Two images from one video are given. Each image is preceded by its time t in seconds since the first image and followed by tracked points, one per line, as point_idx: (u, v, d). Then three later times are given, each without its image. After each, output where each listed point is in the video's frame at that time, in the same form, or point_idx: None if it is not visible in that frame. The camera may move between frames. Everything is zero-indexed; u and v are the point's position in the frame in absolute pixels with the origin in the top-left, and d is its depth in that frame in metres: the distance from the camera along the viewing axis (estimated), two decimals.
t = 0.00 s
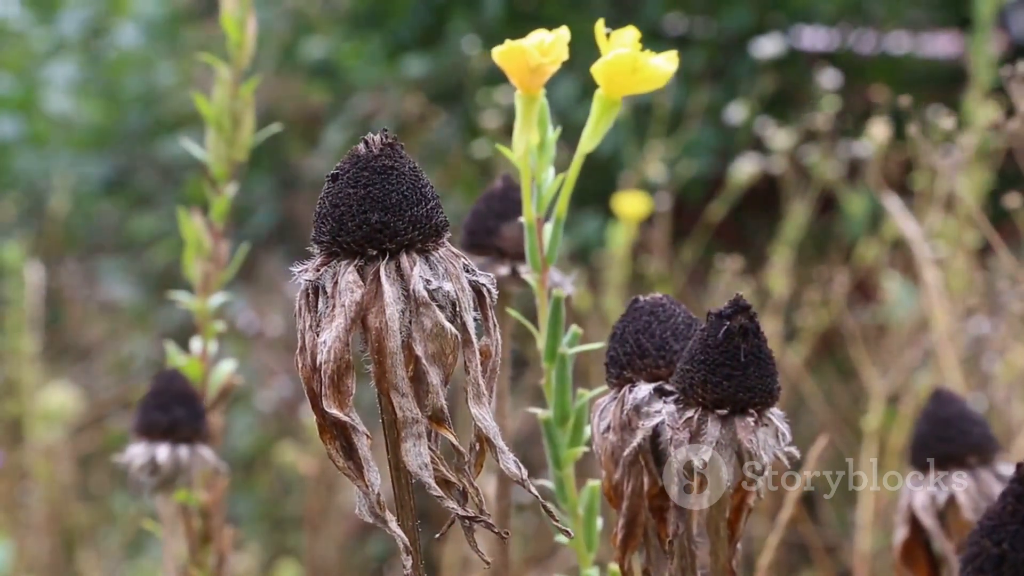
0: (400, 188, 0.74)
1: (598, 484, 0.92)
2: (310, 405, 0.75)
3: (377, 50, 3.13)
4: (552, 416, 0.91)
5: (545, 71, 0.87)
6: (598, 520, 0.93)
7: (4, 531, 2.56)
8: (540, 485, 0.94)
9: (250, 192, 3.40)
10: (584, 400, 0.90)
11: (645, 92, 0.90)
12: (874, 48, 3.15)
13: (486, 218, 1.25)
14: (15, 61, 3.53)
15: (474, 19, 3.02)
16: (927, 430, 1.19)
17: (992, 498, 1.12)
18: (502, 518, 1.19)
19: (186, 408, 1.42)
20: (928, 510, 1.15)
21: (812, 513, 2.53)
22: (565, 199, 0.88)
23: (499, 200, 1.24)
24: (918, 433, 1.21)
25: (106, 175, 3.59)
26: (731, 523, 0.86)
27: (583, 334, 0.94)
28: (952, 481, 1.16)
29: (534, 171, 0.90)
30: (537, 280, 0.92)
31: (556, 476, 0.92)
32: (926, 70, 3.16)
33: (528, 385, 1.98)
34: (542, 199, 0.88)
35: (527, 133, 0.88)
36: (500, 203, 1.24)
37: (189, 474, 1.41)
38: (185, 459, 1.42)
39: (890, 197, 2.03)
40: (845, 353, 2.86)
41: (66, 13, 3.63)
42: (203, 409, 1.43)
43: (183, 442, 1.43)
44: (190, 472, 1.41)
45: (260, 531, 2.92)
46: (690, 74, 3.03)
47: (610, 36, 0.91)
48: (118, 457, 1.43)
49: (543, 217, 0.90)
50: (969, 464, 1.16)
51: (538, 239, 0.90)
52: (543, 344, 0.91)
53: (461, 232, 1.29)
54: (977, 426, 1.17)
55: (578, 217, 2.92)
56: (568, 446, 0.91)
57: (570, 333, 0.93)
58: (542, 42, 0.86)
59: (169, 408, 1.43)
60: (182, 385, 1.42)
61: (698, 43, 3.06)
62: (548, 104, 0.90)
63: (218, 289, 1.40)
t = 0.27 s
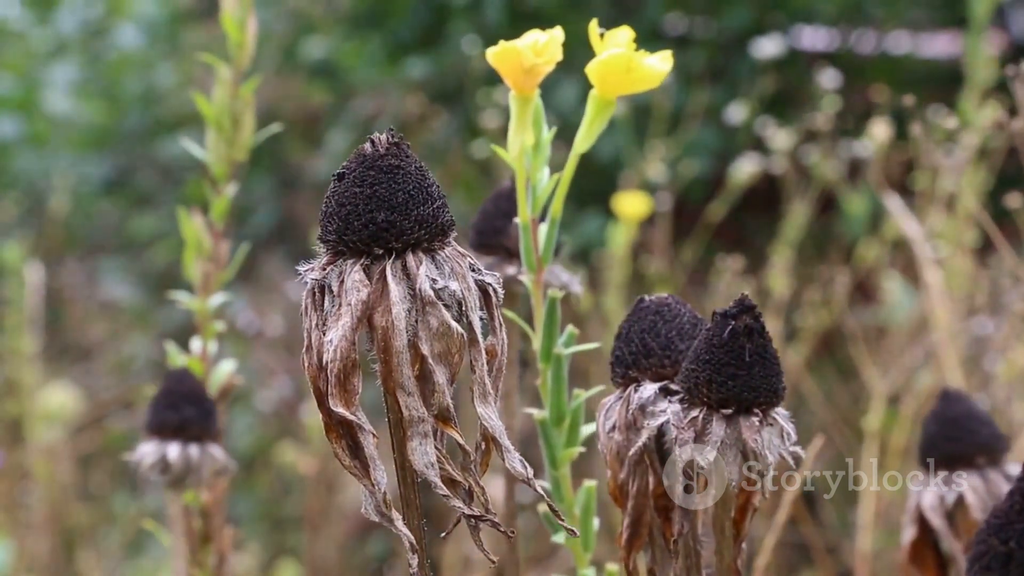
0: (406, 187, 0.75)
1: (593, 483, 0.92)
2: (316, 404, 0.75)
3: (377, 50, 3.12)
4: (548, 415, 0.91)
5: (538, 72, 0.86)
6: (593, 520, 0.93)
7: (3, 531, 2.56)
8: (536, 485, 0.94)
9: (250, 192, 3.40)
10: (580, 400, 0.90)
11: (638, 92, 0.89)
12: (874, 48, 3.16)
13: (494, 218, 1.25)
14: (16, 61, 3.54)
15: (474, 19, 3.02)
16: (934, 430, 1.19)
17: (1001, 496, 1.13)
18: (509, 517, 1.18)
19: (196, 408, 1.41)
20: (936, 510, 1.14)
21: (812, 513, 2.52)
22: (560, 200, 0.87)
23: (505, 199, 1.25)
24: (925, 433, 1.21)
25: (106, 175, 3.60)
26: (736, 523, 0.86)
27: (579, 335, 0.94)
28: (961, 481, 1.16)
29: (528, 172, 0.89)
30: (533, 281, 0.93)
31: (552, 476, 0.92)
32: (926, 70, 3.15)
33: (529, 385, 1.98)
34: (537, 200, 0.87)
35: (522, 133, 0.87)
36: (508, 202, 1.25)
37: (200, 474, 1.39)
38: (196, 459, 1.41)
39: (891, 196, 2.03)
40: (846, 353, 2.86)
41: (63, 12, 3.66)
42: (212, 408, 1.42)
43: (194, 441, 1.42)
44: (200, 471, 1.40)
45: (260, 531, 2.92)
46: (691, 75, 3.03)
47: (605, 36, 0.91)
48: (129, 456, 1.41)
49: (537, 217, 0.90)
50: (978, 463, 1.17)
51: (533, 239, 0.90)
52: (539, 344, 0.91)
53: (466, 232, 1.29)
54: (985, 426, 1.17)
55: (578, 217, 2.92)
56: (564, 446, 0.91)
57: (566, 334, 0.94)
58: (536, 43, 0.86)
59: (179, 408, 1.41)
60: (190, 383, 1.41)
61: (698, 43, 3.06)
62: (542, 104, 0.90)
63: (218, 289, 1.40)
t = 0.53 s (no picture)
0: (408, 187, 0.75)
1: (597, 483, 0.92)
2: (318, 403, 0.75)
3: (377, 51, 3.11)
4: (550, 415, 0.91)
5: (540, 70, 0.86)
6: (596, 519, 0.94)
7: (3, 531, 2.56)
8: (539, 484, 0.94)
9: (250, 192, 3.40)
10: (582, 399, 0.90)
11: (640, 90, 0.89)
12: (874, 48, 3.17)
13: (493, 218, 1.25)
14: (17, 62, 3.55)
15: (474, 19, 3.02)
16: (931, 430, 1.19)
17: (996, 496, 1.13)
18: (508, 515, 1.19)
19: (194, 408, 1.40)
20: (932, 509, 1.14)
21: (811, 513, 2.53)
22: (562, 199, 0.88)
23: (505, 200, 1.25)
24: (922, 433, 1.21)
25: (106, 175, 3.57)
26: (736, 522, 0.86)
27: (581, 333, 0.94)
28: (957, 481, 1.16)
29: (530, 170, 0.90)
30: (535, 280, 0.93)
31: (554, 475, 0.92)
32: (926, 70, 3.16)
33: (529, 385, 1.98)
34: (539, 199, 0.88)
35: (523, 132, 0.87)
36: (507, 202, 1.25)
37: (198, 474, 1.38)
38: (194, 459, 1.40)
39: (890, 197, 2.03)
40: (845, 353, 2.86)
41: (64, 9, 3.67)
42: (210, 407, 1.41)
43: (192, 442, 1.41)
44: (199, 471, 1.39)
45: (261, 530, 2.92)
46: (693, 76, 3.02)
47: (606, 35, 0.91)
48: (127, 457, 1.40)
49: (539, 216, 0.90)
50: (974, 464, 1.17)
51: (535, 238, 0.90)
52: (541, 343, 0.91)
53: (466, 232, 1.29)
54: (982, 426, 1.17)
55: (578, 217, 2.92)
56: (566, 446, 0.92)
57: (568, 332, 0.94)
58: (537, 42, 0.86)
59: (178, 408, 1.40)
60: (189, 382, 1.40)
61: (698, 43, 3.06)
62: (544, 104, 0.90)
63: (216, 289, 1.40)
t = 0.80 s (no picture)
0: (409, 187, 0.75)
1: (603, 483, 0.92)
2: (318, 404, 0.75)
3: (377, 52, 3.10)
4: (557, 415, 0.91)
5: (551, 71, 0.86)
6: (602, 519, 0.93)
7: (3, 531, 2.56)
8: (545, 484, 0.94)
9: (250, 192, 3.41)
10: (590, 400, 0.90)
11: (650, 92, 0.89)
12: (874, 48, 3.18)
13: (494, 217, 1.25)
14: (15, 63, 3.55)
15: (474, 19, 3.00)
16: (934, 430, 1.19)
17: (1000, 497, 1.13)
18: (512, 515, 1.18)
19: (194, 407, 1.41)
20: (936, 510, 1.14)
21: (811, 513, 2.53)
22: (571, 200, 0.88)
23: (506, 199, 1.25)
24: (925, 432, 1.21)
25: (105, 175, 3.58)
26: (737, 523, 0.86)
27: (588, 334, 0.94)
28: (961, 481, 1.16)
29: (540, 170, 0.89)
30: (543, 280, 0.93)
31: (561, 475, 0.92)
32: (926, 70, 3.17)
33: (530, 385, 1.98)
34: (547, 199, 0.88)
35: (534, 132, 0.87)
36: (508, 202, 1.25)
37: (199, 474, 1.39)
38: (195, 458, 1.41)
39: (890, 196, 2.04)
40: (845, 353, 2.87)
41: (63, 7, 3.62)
42: (211, 407, 1.41)
43: (192, 441, 1.42)
44: (200, 470, 1.40)
45: (260, 530, 2.92)
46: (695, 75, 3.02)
47: (617, 36, 0.91)
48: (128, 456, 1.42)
49: (548, 217, 0.90)
50: (978, 463, 1.17)
51: (544, 238, 0.90)
52: (549, 343, 0.91)
53: (469, 232, 1.29)
54: (986, 426, 1.17)
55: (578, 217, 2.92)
56: (573, 446, 0.91)
57: (576, 333, 0.94)
58: (548, 42, 0.86)
59: (178, 407, 1.42)
60: (191, 382, 1.39)
61: (697, 43, 3.07)
62: (554, 104, 0.90)
63: (216, 289, 1.40)
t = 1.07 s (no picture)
0: (423, 186, 0.75)
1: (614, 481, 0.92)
2: (332, 402, 0.75)
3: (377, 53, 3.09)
4: (569, 412, 0.91)
5: (568, 68, 0.86)
6: (613, 517, 0.93)
7: (3, 532, 2.55)
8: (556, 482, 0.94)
9: (252, 193, 3.42)
10: (601, 397, 0.90)
11: (665, 90, 0.89)
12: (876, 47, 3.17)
13: (502, 217, 1.25)
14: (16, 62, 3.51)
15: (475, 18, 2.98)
16: (942, 432, 1.17)
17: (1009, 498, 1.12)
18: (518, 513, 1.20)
19: (201, 406, 1.40)
20: (943, 510, 1.14)
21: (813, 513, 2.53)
22: (585, 197, 0.87)
23: (514, 200, 1.25)
24: (931, 433, 1.19)
25: (105, 175, 3.63)
26: (748, 522, 0.86)
27: (601, 332, 0.95)
28: (968, 481, 1.15)
29: (554, 167, 0.89)
30: (556, 277, 0.93)
31: (572, 472, 0.92)
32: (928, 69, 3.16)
33: (532, 385, 1.99)
34: (562, 196, 0.87)
35: (549, 128, 0.87)
36: (516, 202, 1.25)
37: (206, 473, 1.38)
38: (202, 457, 1.40)
39: (892, 196, 2.04)
40: (846, 353, 2.87)
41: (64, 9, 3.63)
42: (217, 406, 1.41)
43: (200, 440, 1.41)
44: (206, 470, 1.39)
45: (260, 530, 2.92)
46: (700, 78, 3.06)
47: (633, 34, 0.91)
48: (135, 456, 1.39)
49: (562, 214, 0.90)
50: (985, 464, 1.15)
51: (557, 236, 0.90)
52: (561, 341, 0.91)
53: (476, 231, 1.29)
54: (991, 426, 1.16)
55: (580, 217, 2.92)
56: (584, 444, 0.92)
57: (588, 330, 0.94)
58: (564, 39, 0.85)
59: (184, 406, 1.40)
60: (196, 381, 1.39)
61: (698, 43, 3.07)
62: (570, 101, 0.90)
63: (218, 289, 1.40)
